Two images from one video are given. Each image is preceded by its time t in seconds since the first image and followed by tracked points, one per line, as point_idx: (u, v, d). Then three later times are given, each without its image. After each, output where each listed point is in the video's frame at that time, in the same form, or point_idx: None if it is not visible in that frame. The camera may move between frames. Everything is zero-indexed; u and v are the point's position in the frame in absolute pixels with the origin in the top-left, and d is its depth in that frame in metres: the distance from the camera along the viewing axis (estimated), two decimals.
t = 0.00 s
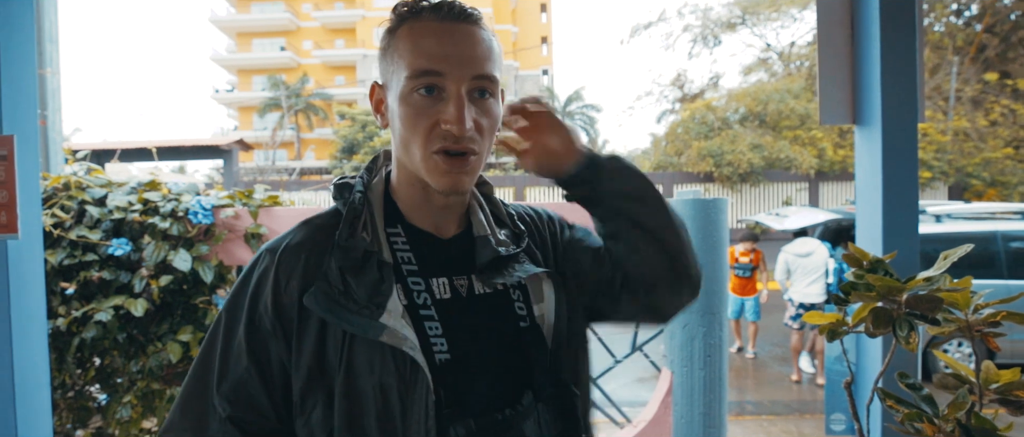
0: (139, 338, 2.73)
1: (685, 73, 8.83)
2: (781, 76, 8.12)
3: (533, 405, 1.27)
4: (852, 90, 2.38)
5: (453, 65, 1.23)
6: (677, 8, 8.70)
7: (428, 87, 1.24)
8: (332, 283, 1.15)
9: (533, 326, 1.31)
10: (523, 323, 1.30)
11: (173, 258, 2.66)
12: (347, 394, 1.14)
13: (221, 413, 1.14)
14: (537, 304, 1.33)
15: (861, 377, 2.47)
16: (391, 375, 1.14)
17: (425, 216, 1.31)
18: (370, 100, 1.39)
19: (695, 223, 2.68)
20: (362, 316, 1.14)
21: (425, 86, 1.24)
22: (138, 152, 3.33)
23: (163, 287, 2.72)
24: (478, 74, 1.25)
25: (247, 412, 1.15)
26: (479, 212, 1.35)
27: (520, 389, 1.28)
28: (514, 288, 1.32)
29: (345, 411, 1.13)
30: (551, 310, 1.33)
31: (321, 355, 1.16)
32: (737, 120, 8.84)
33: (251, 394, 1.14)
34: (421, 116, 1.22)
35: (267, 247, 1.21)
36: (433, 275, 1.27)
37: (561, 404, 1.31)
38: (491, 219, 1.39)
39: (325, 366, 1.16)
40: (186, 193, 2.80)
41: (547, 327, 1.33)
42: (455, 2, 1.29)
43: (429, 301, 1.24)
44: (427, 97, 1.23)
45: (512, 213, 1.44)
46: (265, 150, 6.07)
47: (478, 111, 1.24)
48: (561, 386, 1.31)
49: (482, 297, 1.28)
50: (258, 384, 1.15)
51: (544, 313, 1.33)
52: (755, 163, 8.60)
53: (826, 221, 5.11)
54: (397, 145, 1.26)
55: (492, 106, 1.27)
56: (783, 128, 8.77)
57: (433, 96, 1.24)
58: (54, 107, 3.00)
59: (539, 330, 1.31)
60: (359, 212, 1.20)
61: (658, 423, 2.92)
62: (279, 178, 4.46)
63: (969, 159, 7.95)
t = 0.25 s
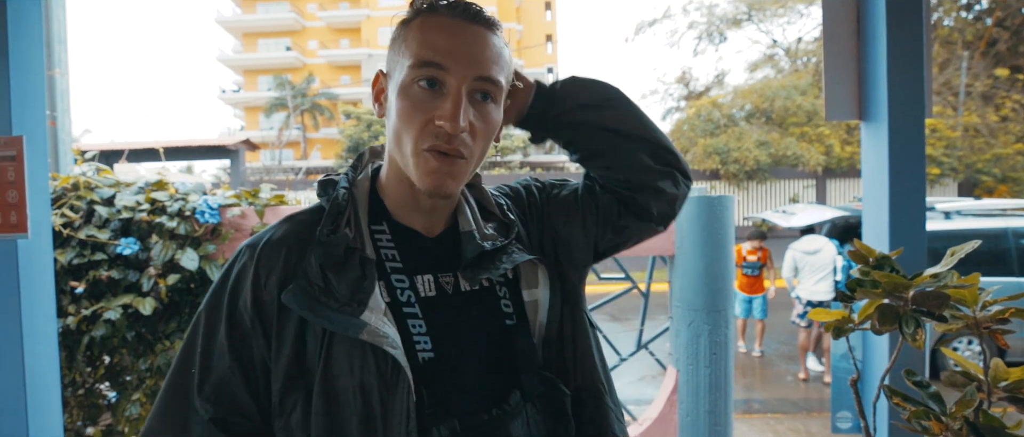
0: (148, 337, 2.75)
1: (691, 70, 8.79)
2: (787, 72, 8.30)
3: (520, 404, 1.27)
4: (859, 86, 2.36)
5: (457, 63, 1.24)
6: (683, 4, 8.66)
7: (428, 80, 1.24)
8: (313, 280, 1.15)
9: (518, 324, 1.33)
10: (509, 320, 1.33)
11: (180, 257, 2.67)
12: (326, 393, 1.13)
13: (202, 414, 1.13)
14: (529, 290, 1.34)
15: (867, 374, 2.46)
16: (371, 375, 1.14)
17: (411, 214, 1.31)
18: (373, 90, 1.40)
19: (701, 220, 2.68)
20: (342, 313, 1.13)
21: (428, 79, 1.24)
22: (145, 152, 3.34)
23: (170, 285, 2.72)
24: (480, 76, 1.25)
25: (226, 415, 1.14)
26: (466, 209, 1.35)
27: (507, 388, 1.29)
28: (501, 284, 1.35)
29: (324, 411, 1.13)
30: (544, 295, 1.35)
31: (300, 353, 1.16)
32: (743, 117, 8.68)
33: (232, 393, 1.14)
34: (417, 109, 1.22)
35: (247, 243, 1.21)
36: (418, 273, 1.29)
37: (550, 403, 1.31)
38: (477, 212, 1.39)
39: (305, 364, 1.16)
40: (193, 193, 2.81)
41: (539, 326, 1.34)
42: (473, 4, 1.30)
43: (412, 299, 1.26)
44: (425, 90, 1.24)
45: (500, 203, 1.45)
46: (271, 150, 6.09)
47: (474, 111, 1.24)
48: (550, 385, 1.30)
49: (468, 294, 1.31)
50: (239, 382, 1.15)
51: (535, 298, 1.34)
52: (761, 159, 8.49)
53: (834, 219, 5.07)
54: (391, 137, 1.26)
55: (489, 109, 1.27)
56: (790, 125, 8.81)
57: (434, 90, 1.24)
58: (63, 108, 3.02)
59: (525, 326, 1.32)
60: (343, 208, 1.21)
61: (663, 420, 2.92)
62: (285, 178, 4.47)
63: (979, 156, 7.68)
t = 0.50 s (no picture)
0: (156, 333, 2.75)
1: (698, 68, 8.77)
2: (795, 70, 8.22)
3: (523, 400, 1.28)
4: (867, 83, 2.35)
5: (453, 50, 1.24)
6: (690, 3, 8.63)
7: (424, 68, 1.24)
8: (312, 282, 1.11)
9: (510, 320, 1.33)
10: (500, 316, 1.33)
11: (188, 254, 2.68)
12: (332, 401, 1.11)
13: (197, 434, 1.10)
14: (515, 284, 1.37)
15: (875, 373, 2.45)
16: (380, 379, 1.13)
17: (399, 208, 1.32)
18: (351, 79, 1.38)
19: (707, 219, 2.66)
20: (347, 317, 1.10)
21: (422, 65, 1.24)
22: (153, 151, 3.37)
23: (178, 282, 2.72)
24: (475, 64, 1.26)
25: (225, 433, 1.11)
26: (450, 203, 1.39)
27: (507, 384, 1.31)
28: (490, 280, 1.36)
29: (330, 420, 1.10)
30: (530, 287, 1.37)
31: (302, 359, 1.14)
32: (749, 115, 8.62)
33: (231, 408, 1.11)
34: (413, 94, 1.22)
35: (229, 246, 1.17)
36: (414, 271, 1.29)
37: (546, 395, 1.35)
38: (462, 208, 1.42)
39: (308, 369, 1.14)
40: (200, 190, 2.81)
41: (526, 320, 1.37)
42: None
43: (412, 299, 1.25)
44: (421, 77, 1.23)
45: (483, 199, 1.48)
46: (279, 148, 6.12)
47: (471, 99, 1.26)
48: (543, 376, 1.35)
49: (461, 291, 1.32)
50: (236, 396, 1.11)
51: (523, 292, 1.37)
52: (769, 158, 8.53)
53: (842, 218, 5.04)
54: (381, 125, 1.25)
55: (483, 97, 1.29)
56: (798, 123, 8.69)
57: (428, 77, 1.24)
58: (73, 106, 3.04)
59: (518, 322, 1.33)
60: (331, 206, 1.16)
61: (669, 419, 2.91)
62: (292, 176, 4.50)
63: (991, 154, 7.62)
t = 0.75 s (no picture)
0: (161, 330, 2.76)
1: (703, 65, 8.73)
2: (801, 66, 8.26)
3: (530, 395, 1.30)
4: (872, 79, 2.33)
5: (440, 50, 1.23)
6: None
7: (412, 70, 1.23)
8: (330, 293, 1.10)
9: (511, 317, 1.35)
10: (502, 314, 1.34)
11: (193, 251, 2.68)
12: (359, 410, 1.12)
13: None
14: (513, 281, 1.39)
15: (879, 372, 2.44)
16: (403, 387, 1.14)
17: (399, 208, 1.31)
18: (341, 78, 1.38)
19: (710, 217, 2.65)
20: (369, 326, 1.11)
21: (410, 68, 1.23)
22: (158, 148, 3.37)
23: (183, 279, 2.73)
24: (464, 62, 1.25)
25: None
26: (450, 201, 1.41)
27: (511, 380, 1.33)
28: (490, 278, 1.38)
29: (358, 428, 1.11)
30: (526, 284, 1.40)
31: (324, 369, 1.13)
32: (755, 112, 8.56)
33: (259, 425, 1.08)
34: (403, 100, 1.21)
35: (233, 256, 1.12)
36: (424, 274, 1.29)
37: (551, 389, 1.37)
38: (460, 205, 1.44)
39: (330, 380, 1.13)
40: (205, 187, 2.82)
41: (524, 317, 1.40)
42: None
43: (424, 302, 1.25)
44: (410, 80, 1.23)
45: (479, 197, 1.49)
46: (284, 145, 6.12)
47: (463, 99, 1.25)
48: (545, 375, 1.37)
49: (465, 291, 1.32)
50: (262, 413, 1.08)
51: (520, 289, 1.39)
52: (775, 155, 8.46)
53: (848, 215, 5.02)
54: (375, 129, 1.25)
55: (477, 95, 1.28)
56: (805, 120, 8.75)
57: (417, 79, 1.23)
58: (79, 104, 3.05)
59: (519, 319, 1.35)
60: (339, 210, 1.16)
61: (671, 418, 2.91)
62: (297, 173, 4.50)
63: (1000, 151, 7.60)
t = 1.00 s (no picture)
0: (161, 327, 2.77)
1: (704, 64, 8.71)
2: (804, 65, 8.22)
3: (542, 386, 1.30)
4: (873, 77, 2.32)
5: (408, 40, 1.23)
6: None
7: (387, 64, 1.24)
8: (339, 285, 1.11)
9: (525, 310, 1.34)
10: (515, 306, 1.34)
11: (192, 249, 2.68)
12: (366, 401, 1.12)
13: None
14: (527, 275, 1.37)
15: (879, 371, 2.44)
16: (410, 377, 1.14)
17: (410, 201, 1.31)
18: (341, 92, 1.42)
19: (710, 215, 2.65)
20: (375, 317, 1.11)
21: (384, 65, 1.24)
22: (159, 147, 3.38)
23: (183, 277, 2.74)
24: (435, 46, 1.25)
25: None
26: (463, 195, 1.38)
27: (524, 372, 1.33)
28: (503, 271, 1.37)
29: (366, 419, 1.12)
30: (542, 278, 1.39)
31: (336, 360, 1.15)
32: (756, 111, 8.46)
33: (276, 413, 1.10)
34: (381, 96, 1.22)
35: (251, 253, 1.15)
36: (433, 266, 1.30)
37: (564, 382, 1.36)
38: (474, 200, 1.42)
39: (341, 371, 1.15)
40: (205, 186, 2.81)
41: (540, 311, 1.37)
42: None
43: (433, 295, 1.26)
44: (385, 75, 1.24)
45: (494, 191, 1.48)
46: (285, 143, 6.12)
47: (439, 84, 1.23)
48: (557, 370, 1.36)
49: (477, 284, 1.32)
50: (278, 403, 1.11)
51: (534, 283, 1.37)
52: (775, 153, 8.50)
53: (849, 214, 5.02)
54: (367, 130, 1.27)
55: (456, 76, 1.26)
56: (806, 119, 8.67)
57: (392, 73, 1.24)
58: (80, 102, 3.05)
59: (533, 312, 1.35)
60: (350, 206, 1.17)
61: (671, 416, 2.91)
62: (298, 171, 4.50)
63: (1003, 150, 7.58)
